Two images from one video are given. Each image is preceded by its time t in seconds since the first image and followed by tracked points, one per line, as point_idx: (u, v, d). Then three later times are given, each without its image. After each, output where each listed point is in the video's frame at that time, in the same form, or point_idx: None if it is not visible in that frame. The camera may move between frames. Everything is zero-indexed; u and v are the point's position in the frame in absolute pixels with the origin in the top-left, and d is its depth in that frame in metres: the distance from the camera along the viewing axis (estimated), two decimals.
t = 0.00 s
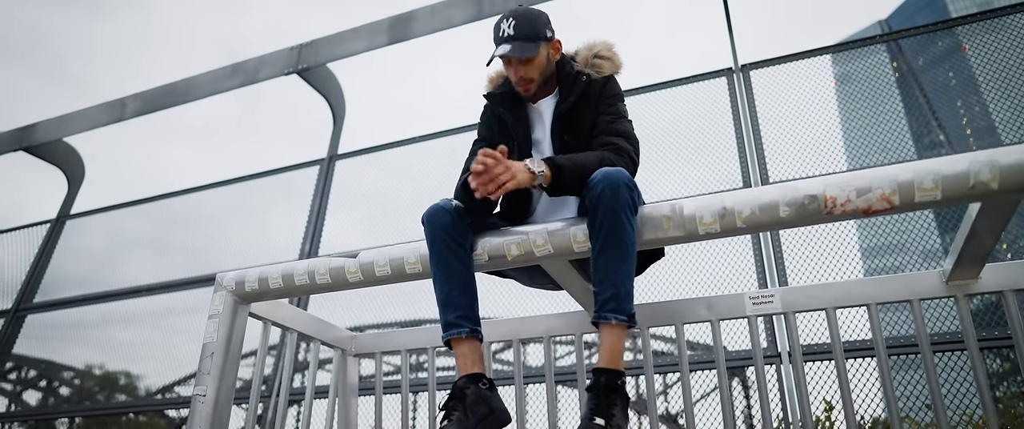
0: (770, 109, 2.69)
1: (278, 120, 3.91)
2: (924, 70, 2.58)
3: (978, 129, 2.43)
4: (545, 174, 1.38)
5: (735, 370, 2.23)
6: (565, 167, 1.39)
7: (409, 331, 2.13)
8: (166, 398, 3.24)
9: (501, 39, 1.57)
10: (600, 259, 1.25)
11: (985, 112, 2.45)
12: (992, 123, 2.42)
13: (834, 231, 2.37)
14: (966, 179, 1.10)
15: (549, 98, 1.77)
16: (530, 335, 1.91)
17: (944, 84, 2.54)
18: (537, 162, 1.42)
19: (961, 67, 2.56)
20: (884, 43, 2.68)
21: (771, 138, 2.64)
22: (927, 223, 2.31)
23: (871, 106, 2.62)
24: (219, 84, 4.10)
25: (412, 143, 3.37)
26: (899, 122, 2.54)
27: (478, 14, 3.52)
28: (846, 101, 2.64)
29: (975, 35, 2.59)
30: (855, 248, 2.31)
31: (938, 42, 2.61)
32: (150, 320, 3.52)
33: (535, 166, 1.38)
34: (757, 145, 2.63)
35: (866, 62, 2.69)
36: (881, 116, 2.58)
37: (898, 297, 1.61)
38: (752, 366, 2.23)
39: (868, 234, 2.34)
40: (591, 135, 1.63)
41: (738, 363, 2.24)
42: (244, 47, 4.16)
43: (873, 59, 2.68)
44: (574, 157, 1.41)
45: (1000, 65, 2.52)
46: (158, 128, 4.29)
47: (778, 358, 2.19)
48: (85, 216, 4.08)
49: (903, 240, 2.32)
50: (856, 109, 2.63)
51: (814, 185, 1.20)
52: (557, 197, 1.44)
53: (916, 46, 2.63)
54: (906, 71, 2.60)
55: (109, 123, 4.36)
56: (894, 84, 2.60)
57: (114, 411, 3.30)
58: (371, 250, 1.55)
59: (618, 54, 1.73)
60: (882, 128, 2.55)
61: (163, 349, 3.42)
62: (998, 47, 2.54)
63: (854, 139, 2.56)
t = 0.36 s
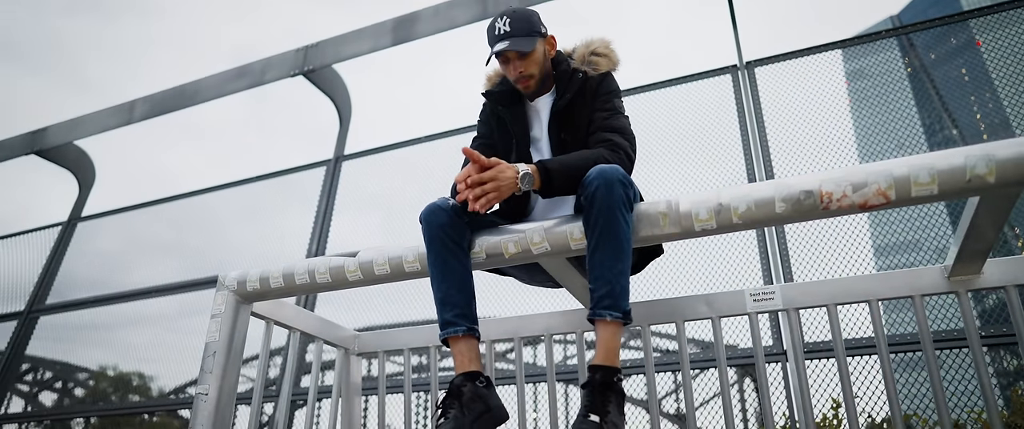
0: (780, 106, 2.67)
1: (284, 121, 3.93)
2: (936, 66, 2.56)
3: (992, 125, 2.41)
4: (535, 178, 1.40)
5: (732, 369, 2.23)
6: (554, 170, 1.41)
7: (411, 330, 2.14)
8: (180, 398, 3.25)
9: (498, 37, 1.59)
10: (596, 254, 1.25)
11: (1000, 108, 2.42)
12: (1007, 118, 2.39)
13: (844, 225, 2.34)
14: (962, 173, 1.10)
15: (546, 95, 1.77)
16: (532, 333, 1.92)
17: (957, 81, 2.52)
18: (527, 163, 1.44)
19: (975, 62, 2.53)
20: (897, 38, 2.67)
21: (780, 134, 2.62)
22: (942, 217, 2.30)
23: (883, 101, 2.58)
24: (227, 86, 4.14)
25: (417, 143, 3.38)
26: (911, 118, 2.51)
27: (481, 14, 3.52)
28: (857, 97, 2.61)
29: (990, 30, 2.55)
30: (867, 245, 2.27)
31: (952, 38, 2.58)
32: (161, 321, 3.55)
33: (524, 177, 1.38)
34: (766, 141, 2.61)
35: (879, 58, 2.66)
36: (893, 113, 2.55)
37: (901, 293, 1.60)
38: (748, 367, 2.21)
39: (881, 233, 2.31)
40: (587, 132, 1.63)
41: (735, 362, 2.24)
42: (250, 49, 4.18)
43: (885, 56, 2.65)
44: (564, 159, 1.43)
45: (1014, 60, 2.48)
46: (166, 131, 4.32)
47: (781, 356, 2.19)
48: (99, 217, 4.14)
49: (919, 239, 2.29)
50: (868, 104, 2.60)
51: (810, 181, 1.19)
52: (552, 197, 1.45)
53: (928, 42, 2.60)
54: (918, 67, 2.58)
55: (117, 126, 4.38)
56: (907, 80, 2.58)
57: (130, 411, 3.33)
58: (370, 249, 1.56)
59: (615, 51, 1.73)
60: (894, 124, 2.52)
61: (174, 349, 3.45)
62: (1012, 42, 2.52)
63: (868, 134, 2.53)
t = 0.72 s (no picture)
0: (789, 104, 2.66)
1: (291, 122, 3.95)
2: (949, 62, 2.53)
3: (1006, 121, 2.38)
4: (540, 172, 1.39)
5: (735, 367, 2.21)
6: (558, 165, 1.41)
7: (415, 330, 2.14)
8: (193, 398, 3.28)
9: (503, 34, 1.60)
10: (596, 254, 1.25)
11: (1015, 104, 2.39)
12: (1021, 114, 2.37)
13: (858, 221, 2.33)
14: (963, 170, 1.09)
15: (547, 96, 1.78)
16: (535, 333, 1.92)
17: (969, 77, 2.49)
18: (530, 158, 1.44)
19: (989, 58, 2.50)
20: (907, 34, 2.64)
21: (789, 132, 2.60)
22: (955, 213, 2.27)
23: (895, 97, 2.56)
24: (233, 89, 4.13)
25: (423, 144, 3.39)
26: (923, 115, 2.49)
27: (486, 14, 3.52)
28: (868, 94, 2.59)
29: (1003, 25, 2.54)
30: (880, 245, 2.26)
31: (964, 33, 2.56)
32: (172, 322, 3.58)
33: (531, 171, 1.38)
34: (775, 141, 2.60)
35: (891, 55, 2.64)
36: (904, 110, 2.53)
37: (904, 292, 1.58)
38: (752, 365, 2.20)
39: (894, 231, 2.29)
40: (589, 132, 1.64)
41: (738, 360, 2.21)
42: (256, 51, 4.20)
43: (897, 52, 2.63)
44: (569, 157, 1.43)
45: None
46: (175, 133, 4.35)
47: (787, 355, 2.18)
48: (112, 219, 4.18)
49: (932, 236, 2.27)
50: (880, 101, 2.57)
51: (810, 180, 1.19)
52: (553, 194, 1.45)
53: (940, 38, 2.58)
54: (930, 62, 2.55)
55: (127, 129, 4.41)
56: (918, 77, 2.55)
57: (143, 411, 3.35)
58: (372, 250, 1.57)
59: (618, 50, 1.73)
60: (905, 122, 2.50)
61: (186, 350, 3.47)
62: None
63: (878, 131, 2.51)
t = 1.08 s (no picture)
0: (798, 102, 2.65)
1: (298, 125, 3.97)
2: (961, 58, 2.51)
3: (1020, 117, 2.33)
4: (534, 177, 1.41)
5: (740, 367, 2.28)
6: (554, 170, 1.42)
7: (420, 331, 2.15)
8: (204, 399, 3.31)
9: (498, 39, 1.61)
10: (596, 256, 1.25)
11: None
12: None
13: (870, 220, 2.31)
14: (963, 170, 1.08)
15: (547, 99, 1.79)
16: (539, 334, 1.92)
17: (982, 72, 2.46)
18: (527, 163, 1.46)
19: (1002, 54, 2.47)
20: (919, 30, 2.61)
21: (798, 130, 2.60)
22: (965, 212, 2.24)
23: (905, 94, 2.54)
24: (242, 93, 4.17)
25: (429, 146, 3.40)
26: (935, 113, 2.46)
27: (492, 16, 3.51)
28: (879, 90, 2.56)
29: (1018, 19, 2.49)
30: (890, 243, 2.25)
31: (977, 29, 2.53)
32: (183, 324, 3.61)
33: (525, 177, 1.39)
34: (784, 139, 2.59)
35: (903, 51, 2.61)
36: (916, 107, 2.50)
37: (908, 292, 1.58)
38: (758, 366, 2.26)
39: (908, 229, 2.27)
40: (589, 134, 1.64)
41: (743, 362, 2.28)
42: (263, 54, 4.21)
43: (908, 48, 2.61)
44: (567, 159, 1.43)
45: None
46: (184, 136, 4.39)
47: (794, 355, 2.22)
48: (124, 222, 4.23)
49: (944, 234, 2.24)
50: (889, 98, 2.55)
51: (810, 180, 1.18)
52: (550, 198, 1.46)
53: (952, 34, 2.56)
54: (942, 59, 2.53)
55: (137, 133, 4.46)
56: (930, 74, 2.53)
57: (157, 413, 3.39)
58: (375, 253, 1.59)
59: (618, 53, 1.73)
60: (916, 119, 2.48)
61: (196, 351, 3.50)
62: None
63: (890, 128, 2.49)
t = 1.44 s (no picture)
0: (806, 100, 2.64)
1: (307, 127, 3.99)
2: (974, 53, 2.47)
3: None
4: (542, 179, 1.40)
5: (747, 367, 2.27)
6: (562, 171, 1.42)
7: (427, 332, 2.16)
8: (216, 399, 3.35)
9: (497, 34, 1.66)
10: (598, 257, 1.26)
11: None
12: None
13: (878, 218, 2.31)
14: (967, 168, 1.08)
15: (552, 99, 1.80)
16: (545, 334, 1.93)
17: (994, 68, 2.42)
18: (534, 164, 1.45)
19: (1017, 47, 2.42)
20: (931, 25, 2.59)
21: (806, 128, 2.59)
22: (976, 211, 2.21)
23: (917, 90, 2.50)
24: (250, 95, 4.13)
25: (436, 148, 3.41)
26: (948, 107, 2.42)
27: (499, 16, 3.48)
28: (890, 86, 2.54)
29: None
30: (902, 240, 2.24)
31: (990, 23, 2.50)
32: (193, 325, 3.64)
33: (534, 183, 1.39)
34: (792, 137, 2.58)
35: (914, 47, 2.59)
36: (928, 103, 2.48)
37: (914, 290, 1.57)
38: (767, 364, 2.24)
39: (919, 226, 2.25)
40: (591, 134, 1.64)
41: (751, 360, 2.27)
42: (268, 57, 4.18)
43: (920, 44, 2.58)
44: (571, 160, 1.44)
45: None
46: (193, 139, 4.42)
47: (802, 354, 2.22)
48: (136, 225, 4.27)
49: (950, 232, 2.21)
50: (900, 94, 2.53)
51: (813, 180, 1.18)
52: (557, 199, 1.46)
53: (964, 29, 2.53)
54: (954, 54, 2.50)
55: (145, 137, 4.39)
56: (943, 69, 2.49)
57: (170, 413, 3.42)
58: (381, 254, 1.60)
59: (622, 53, 1.74)
60: (927, 116, 2.45)
61: (207, 352, 3.54)
62: None
63: (900, 125, 2.47)
